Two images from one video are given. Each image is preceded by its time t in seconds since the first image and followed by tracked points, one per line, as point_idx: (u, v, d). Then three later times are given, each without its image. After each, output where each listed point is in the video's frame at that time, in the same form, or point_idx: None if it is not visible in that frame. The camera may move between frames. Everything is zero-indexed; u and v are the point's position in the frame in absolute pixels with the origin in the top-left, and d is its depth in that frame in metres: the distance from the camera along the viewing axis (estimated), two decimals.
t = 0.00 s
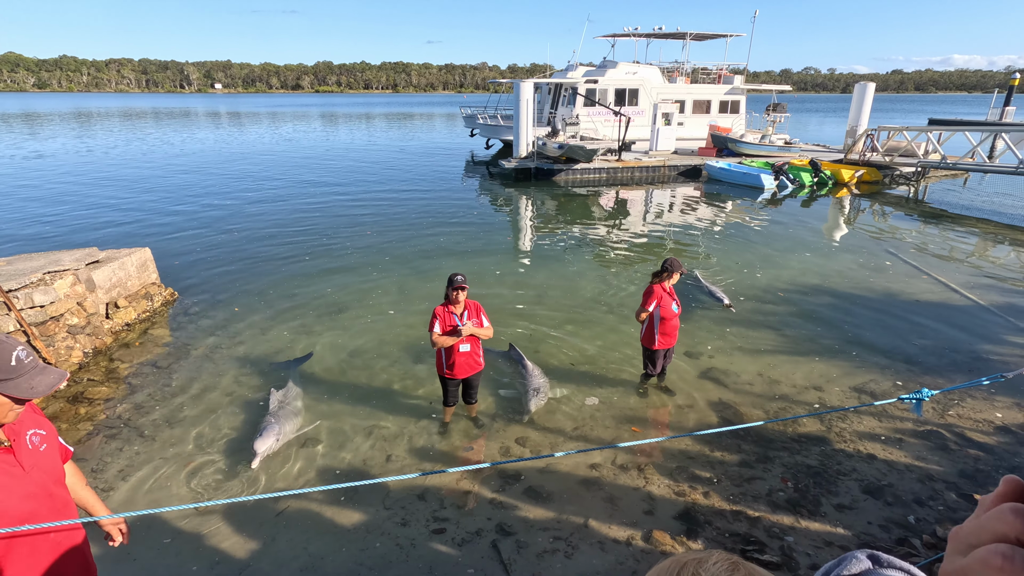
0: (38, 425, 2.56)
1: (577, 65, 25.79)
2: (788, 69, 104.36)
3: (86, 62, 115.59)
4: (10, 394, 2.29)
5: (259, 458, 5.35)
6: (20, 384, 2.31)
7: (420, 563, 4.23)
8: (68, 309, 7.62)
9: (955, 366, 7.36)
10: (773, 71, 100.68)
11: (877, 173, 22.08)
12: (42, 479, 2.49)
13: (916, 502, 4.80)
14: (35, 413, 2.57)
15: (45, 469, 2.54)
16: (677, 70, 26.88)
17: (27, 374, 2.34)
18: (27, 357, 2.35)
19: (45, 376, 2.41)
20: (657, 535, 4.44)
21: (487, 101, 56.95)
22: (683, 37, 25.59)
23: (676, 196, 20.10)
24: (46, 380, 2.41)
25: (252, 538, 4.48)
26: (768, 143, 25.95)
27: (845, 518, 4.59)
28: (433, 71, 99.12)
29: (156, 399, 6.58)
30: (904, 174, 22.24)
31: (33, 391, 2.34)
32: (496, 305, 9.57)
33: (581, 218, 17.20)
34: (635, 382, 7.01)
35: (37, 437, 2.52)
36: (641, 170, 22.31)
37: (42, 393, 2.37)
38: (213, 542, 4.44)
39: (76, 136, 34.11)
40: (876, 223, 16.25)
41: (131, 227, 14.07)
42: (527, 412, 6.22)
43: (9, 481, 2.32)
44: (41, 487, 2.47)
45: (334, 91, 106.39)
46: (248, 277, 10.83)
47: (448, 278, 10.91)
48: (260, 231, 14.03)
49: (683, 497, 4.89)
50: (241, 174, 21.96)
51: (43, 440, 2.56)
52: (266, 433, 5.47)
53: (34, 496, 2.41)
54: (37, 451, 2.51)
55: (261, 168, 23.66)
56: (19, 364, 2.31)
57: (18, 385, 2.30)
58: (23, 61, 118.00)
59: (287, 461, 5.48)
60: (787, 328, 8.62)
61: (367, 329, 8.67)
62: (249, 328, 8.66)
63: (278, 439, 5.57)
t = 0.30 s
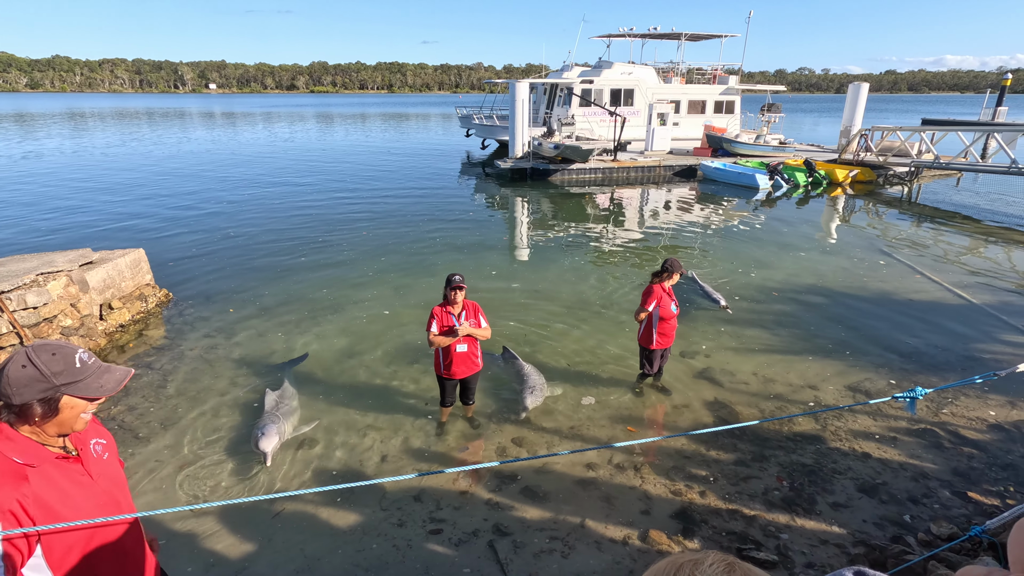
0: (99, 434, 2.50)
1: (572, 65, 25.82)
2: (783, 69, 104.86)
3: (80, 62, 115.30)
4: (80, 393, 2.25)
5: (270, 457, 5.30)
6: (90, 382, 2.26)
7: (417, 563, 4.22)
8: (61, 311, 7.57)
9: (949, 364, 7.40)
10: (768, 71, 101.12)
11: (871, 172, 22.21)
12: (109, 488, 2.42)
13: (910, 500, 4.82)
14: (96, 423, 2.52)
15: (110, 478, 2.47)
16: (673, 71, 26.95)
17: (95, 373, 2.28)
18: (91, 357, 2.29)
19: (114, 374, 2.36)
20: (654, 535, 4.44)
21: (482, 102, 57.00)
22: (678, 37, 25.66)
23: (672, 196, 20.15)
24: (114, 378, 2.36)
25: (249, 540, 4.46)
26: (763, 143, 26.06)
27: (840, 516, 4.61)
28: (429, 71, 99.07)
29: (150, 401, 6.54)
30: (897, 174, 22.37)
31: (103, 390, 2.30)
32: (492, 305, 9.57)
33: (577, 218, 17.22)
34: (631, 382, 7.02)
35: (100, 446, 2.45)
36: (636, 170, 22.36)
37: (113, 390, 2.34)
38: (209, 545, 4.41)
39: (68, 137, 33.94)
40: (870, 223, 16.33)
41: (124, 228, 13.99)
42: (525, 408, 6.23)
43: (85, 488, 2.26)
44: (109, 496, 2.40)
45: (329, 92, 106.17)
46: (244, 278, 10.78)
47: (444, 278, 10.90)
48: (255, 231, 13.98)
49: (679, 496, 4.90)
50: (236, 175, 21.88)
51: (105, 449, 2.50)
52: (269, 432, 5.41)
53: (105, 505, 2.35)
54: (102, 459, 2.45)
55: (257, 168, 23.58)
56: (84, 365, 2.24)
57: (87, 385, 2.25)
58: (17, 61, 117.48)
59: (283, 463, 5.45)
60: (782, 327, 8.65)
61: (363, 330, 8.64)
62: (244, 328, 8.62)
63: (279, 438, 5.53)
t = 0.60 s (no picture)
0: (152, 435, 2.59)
1: (568, 66, 25.85)
2: (778, 70, 105.35)
3: (74, 63, 114.61)
4: (130, 388, 2.28)
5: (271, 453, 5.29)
6: (135, 371, 2.28)
7: (413, 565, 4.21)
8: (55, 313, 7.52)
9: (943, 364, 7.44)
10: (763, 73, 101.66)
11: (866, 173, 22.30)
12: (162, 487, 2.46)
13: (906, 499, 4.83)
14: (149, 425, 2.58)
15: (162, 477, 2.52)
16: (668, 72, 27.05)
17: (138, 363, 2.29)
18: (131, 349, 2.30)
19: (157, 362, 2.37)
20: (650, 536, 4.44)
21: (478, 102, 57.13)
22: (673, 38, 25.73)
23: (668, 197, 20.20)
24: (154, 363, 2.37)
25: (244, 542, 4.44)
26: (758, 144, 26.16)
27: (836, 516, 4.62)
28: (425, 72, 99.10)
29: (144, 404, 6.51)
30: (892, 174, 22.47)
31: (147, 377, 2.31)
32: (488, 307, 9.56)
33: (573, 219, 17.24)
34: (628, 383, 7.01)
35: (153, 447, 2.51)
36: (632, 171, 22.41)
37: (156, 374, 2.35)
38: (204, 548, 4.39)
39: (62, 137, 33.81)
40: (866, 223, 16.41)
41: (119, 229, 13.93)
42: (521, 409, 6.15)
43: (142, 485, 2.29)
44: (163, 493, 2.44)
45: (326, 92, 106.09)
46: (239, 279, 10.75)
47: (440, 279, 10.88)
48: (251, 233, 13.94)
49: (675, 497, 4.90)
50: (232, 176, 21.82)
51: (158, 450, 2.55)
52: (267, 432, 5.39)
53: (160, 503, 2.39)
54: (155, 459, 2.51)
55: (252, 170, 23.52)
56: (125, 355, 2.25)
57: (133, 374, 2.26)
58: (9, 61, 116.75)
59: (278, 464, 5.43)
60: (777, 327, 8.68)
61: (359, 331, 8.63)
62: (240, 330, 8.59)
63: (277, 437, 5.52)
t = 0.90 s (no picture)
0: (197, 444, 2.63)
1: (564, 67, 25.89)
2: (773, 72, 105.79)
3: (69, 64, 114.10)
4: (185, 394, 2.30)
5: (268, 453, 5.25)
6: (193, 378, 2.31)
7: (409, 567, 4.19)
8: (48, 315, 7.47)
9: (938, 363, 7.47)
10: (758, 74, 102.07)
11: (861, 173, 22.37)
12: (208, 492, 2.50)
13: (901, 498, 4.85)
14: (194, 433, 2.65)
15: (208, 483, 2.55)
16: (664, 73, 27.16)
17: (196, 371, 2.32)
18: (190, 357, 2.33)
19: (213, 371, 2.40)
20: (647, 536, 4.43)
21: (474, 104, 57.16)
22: (669, 39, 25.80)
23: (664, 198, 20.23)
24: (209, 371, 2.39)
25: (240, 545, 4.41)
26: (754, 145, 26.25)
27: (832, 516, 4.63)
28: (421, 73, 99.05)
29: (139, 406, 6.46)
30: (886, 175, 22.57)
31: (203, 384, 2.34)
32: (484, 307, 9.55)
33: (569, 219, 17.26)
34: (625, 383, 7.01)
35: (198, 455, 2.57)
36: (629, 172, 22.44)
37: (211, 383, 2.38)
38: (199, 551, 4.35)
39: (56, 138, 33.61)
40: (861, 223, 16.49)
41: (113, 231, 13.85)
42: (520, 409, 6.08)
43: (190, 490, 2.32)
44: (209, 499, 2.47)
45: (322, 94, 105.92)
46: (235, 280, 10.70)
47: (437, 280, 10.86)
48: (246, 234, 13.88)
49: (672, 497, 4.90)
50: (227, 177, 21.75)
51: (203, 458, 2.61)
52: (264, 432, 5.31)
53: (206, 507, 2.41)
54: (201, 467, 2.54)
55: (247, 171, 23.45)
56: (185, 363, 2.29)
57: (192, 381, 2.29)
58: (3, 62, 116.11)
59: (274, 466, 5.40)
60: (773, 327, 8.70)
61: (355, 332, 8.59)
62: (236, 332, 8.55)
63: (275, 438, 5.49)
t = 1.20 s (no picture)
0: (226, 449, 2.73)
1: (561, 69, 25.92)
2: (769, 73, 106.18)
3: (64, 66, 113.58)
4: (240, 411, 2.43)
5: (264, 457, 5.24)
6: (246, 395, 2.44)
7: (407, 570, 4.17)
8: (43, 317, 7.43)
9: (934, 364, 7.50)
10: (754, 76, 102.48)
11: (856, 174, 22.40)
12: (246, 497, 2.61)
13: (898, 499, 4.86)
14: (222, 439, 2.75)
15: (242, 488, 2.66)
16: (660, 74, 27.27)
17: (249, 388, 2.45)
18: (240, 373, 2.43)
19: (261, 387, 2.53)
20: (644, 538, 4.43)
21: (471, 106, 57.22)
22: (665, 41, 25.87)
23: (661, 199, 20.27)
24: (258, 388, 2.50)
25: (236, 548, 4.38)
26: (750, 146, 26.34)
27: (829, 516, 4.63)
28: (418, 75, 99.09)
29: (135, 408, 6.42)
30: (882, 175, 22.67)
31: (254, 400, 2.47)
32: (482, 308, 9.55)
33: (566, 220, 17.28)
34: (622, 384, 7.01)
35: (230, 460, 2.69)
36: (625, 173, 22.47)
37: (262, 401, 2.50)
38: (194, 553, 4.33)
39: (51, 139, 33.46)
40: (857, 224, 16.56)
41: (108, 232, 13.79)
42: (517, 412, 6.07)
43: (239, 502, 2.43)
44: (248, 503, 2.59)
45: (318, 94, 105.58)
46: (231, 282, 10.67)
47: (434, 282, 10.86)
48: (242, 235, 13.83)
49: (669, 498, 4.90)
50: (224, 178, 21.71)
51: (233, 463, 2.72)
52: (265, 435, 5.32)
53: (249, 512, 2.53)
54: (235, 472, 2.65)
55: (244, 172, 23.40)
56: (239, 378, 2.40)
57: (245, 397, 2.42)
58: None
59: (270, 468, 5.37)
60: (770, 328, 8.72)
61: (351, 333, 8.58)
62: (232, 333, 8.52)
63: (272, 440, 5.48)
